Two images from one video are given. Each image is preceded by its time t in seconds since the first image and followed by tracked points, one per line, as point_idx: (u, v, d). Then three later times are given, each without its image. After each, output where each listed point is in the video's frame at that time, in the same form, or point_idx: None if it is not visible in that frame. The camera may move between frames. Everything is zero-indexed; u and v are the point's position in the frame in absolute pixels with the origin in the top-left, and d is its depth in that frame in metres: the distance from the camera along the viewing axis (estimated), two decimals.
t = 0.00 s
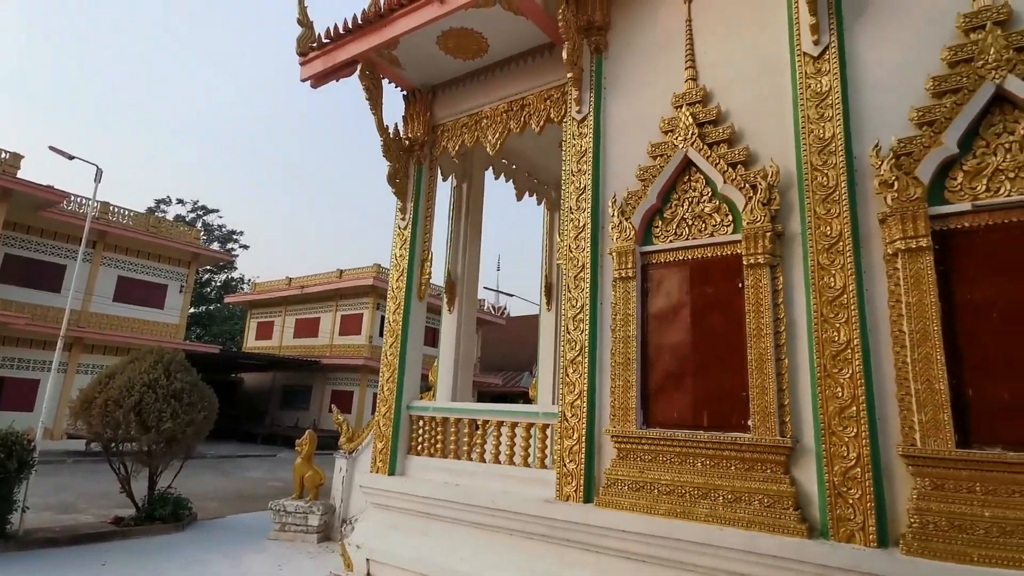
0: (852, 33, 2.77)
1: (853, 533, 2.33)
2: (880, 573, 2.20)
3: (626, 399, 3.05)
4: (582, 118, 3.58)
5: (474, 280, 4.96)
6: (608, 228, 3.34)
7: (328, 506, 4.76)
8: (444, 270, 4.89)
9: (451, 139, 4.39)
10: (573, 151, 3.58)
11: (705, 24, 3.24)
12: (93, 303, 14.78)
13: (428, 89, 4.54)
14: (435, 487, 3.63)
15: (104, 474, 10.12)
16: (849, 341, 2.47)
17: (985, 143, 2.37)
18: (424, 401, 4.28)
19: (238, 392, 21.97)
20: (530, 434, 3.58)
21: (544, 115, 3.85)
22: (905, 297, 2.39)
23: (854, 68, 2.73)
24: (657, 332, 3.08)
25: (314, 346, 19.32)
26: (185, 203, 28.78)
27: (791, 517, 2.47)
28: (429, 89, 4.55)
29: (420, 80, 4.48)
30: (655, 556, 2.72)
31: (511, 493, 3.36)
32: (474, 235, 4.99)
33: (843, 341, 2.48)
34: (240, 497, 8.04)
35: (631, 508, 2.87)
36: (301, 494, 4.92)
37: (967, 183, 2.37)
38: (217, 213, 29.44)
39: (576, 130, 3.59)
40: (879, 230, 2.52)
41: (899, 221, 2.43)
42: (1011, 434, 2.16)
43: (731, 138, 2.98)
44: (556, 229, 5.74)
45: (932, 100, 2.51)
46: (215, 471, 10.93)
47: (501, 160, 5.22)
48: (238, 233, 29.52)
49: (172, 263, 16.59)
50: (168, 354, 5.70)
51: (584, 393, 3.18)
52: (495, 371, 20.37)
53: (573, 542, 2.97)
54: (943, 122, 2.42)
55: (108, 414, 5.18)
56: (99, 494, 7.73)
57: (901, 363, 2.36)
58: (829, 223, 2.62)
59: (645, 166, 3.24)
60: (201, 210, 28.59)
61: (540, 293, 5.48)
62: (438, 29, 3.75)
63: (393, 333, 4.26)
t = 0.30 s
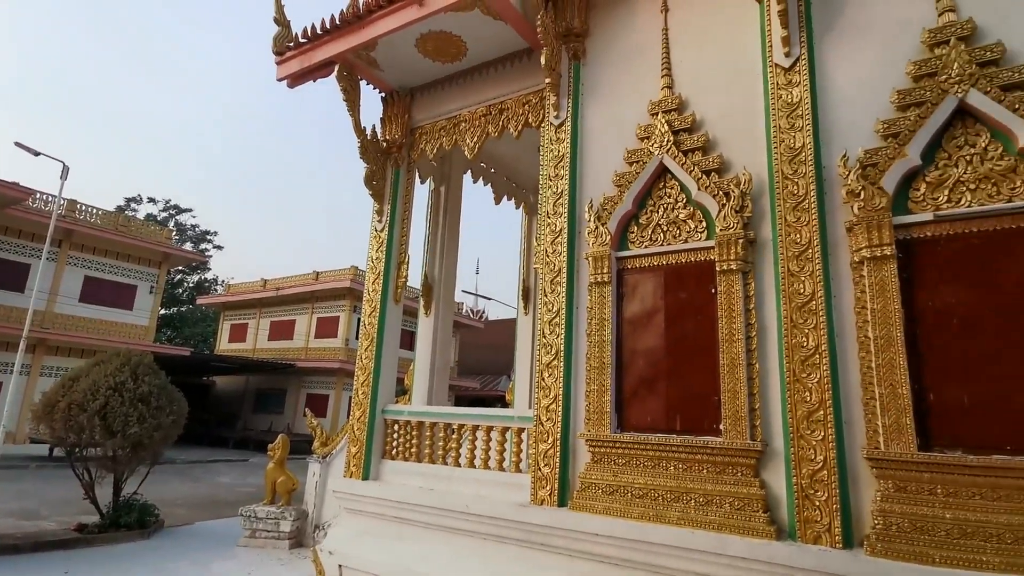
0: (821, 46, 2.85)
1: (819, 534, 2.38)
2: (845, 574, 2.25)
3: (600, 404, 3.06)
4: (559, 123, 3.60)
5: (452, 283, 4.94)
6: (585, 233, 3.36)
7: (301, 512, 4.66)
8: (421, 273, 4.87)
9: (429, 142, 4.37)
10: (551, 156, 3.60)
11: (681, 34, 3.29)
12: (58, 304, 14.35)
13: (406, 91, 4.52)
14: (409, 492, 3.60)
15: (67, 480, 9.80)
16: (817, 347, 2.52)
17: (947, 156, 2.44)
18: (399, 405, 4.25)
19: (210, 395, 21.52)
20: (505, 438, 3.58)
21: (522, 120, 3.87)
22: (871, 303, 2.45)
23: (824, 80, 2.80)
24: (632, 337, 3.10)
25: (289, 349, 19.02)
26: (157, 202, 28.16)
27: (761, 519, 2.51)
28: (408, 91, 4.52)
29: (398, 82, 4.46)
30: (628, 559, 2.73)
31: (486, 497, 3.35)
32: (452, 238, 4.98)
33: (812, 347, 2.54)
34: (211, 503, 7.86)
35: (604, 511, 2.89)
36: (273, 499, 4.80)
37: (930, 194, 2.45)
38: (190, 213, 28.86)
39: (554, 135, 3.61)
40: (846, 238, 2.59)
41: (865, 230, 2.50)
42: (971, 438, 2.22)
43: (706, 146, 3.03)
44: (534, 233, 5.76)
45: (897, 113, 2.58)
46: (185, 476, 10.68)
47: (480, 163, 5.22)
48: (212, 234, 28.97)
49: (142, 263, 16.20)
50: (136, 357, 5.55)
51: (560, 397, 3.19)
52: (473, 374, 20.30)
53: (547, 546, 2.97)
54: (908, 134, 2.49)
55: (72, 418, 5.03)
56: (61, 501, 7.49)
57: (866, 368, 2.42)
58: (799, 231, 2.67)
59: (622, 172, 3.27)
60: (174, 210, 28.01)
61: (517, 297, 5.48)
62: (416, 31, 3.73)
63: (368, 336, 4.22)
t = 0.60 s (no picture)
0: (791, 58, 2.92)
1: (787, 534, 2.43)
2: (813, 572, 2.30)
3: (576, 407, 3.09)
4: (536, 128, 3.62)
5: (429, 286, 4.93)
6: (562, 237, 3.39)
7: (274, 517, 4.43)
8: (398, 277, 4.85)
9: (407, 144, 4.36)
10: (528, 161, 3.62)
11: (656, 43, 3.35)
12: (21, 305, 13.91)
13: (384, 94, 4.51)
14: (384, 497, 3.57)
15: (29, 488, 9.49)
16: (786, 350, 2.58)
17: (909, 166, 2.53)
18: (375, 409, 4.22)
19: (182, 399, 21.05)
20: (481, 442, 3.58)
21: (500, 124, 3.88)
22: (837, 308, 2.53)
23: (793, 90, 2.87)
24: (607, 341, 3.13)
25: (264, 352, 18.71)
26: (127, 201, 27.48)
27: (731, 520, 2.56)
28: (386, 93, 4.51)
29: (376, 84, 4.44)
30: (602, 561, 2.75)
31: (462, 501, 3.34)
32: (429, 241, 4.97)
33: (781, 350, 2.60)
34: (180, 510, 7.69)
35: (579, 514, 2.91)
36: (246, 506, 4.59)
37: (893, 203, 2.53)
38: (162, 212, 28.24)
39: (531, 140, 3.63)
40: (814, 245, 2.66)
41: (832, 237, 2.58)
42: (931, 438, 2.29)
43: (680, 153, 3.08)
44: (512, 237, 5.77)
45: (862, 124, 2.66)
46: (154, 483, 10.42)
47: (458, 167, 5.23)
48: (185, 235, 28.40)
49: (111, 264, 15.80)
50: (103, 360, 5.41)
51: (535, 401, 3.21)
52: (451, 378, 20.20)
53: (522, 549, 2.98)
54: (872, 145, 2.57)
55: (35, 423, 4.88)
56: (23, 509, 7.25)
57: (833, 371, 2.49)
58: (769, 237, 2.74)
59: (598, 177, 3.30)
60: (145, 209, 27.38)
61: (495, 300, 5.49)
62: (394, 34, 3.73)
63: (344, 340, 4.19)
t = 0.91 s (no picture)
0: (761, 68, 2.99)
1: (754, 534, 2.49)
2: (779, 571, 2.35)
3: (550, 410, 3.11)
4: (513, 133, 3.64)
5: (405, 289, 4.91)
6: (537, 241, 3.41)
7: (245, 523, 4.13)
8: (373, 280, 4.82)
9: (384, 147, 4.34)
10: (504, 165, 3.63)
11: (631, 51, 3.40)
12: None
13: (361, 95, 4.48)
14: (357, 501, 3.54)
15: None
16: (755, 354, 2.64)
17: (872, 176, 2.61)
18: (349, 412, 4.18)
19: (150, 403, 20.54)
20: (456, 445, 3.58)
21: (476, 128, 3.90)
22: (803, 313, 2.59)
23: (762, 100, 2.95)
24: (581, 345, 3.16)
25: (236, 355, 18.37)
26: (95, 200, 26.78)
27: (701, 521, 2.60)
28: (362, 95, 4.49)
29: (353, 86, 4.41)
30: (575, 563, 2.77)
31: (435, 505, 3.33)
32: (405, 244, 4.95)
33: (750, 354, 2.66)
34: (147, 517, 7.50)
35: (552, 517, 2.93)
36: (214, 513, 4.33)
37: (857, 212, 2.61)
38: (132, 212, 27.59)
39: (508, 144, 3.64)
40: (783, 251, 2.72)
41: (798, 244, 2.65)
42: (891, 440, 2.37)
43: (653, 160, 3.13)
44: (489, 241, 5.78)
45: (828, 134, 2.74)
46: (120, 490, 10.14)
47: (435, 170, 5.22)
48: (155, 235, 27.74)
49: (77, 264, 15.38)
50: (67, 363, 5.26)
51: (510, 404, 3.22)
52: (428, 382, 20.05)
53: (494, 552, 2.98)
54: (837, 155, 2.65)
55: None
56: None
57: (799, 375, 2.56)
58: (739, 244, 2.80)
59: (573, 182, 3.33)
60: (114, 208, 26.74)
61: (472, 304, 5.48)
62: (371, 36, 3.71)
63: (317, 343, 4.14)
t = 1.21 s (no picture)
0: (731, 77, 3.05)
1: (722, 534, 2.53)
2: (745, 570, 2.40)
3: (522, 412, 3.12)
4: (488, 136, 3.65)
5: (380, 291, 4.87)
6: (512, 244, 3.42)
7: (212, 528, 4.01)
8: (347, 281, 4.77)
9: (359, 147, 4.31)
10: (480, 168, 3.63)
11: (606, 57, 3.44)
12: None
13: (336, 95, 4.44)
14: (328, 505, 3.51)
15: None
16: (723, 357, 2.69)
17: (836, 184, 2.68)
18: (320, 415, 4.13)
19: (117, 406, 19.99)
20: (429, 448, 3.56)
21: (452, 130, 3.89)
22: (770, 318, 2.65)
23: (732, 109, 3.01)
24: (554, 347, 3.18)
25: (208, 357, 18.00)
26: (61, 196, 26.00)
27: (670, 522, 2.63)
28: (337, 95, 4.45)
29: (328, 85, 4.37)
30: (546, 565, 2.78)
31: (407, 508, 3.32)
32: (380, 245, 4.92)
33: (719, 358, 2.70)
34: (111, 523, 7.30)
35: (523, 519, 2.93)
36: (180, 519, 4.21)
37: (822, 219, 2.67)
38: (100, 209, 26.85)
39: (483, 147, 3.65)
40: (751, 256, 2.78)
41: (766, 249, 2.70)
42: (853, 441, 2.43)
43: (626, 165, 3.17)
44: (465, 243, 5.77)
45: (795, 143, 2.80)
46: (82, 495, 9.83)
47: (411, 171, 5.20)
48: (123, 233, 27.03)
49: (41, 262, 14.90)
50: (27, 364, 5.09)
51: (483, 407, 3.22)
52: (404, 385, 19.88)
53: (466, 554, 2.97)
54: (803, 163, 2.71)
55: None
56: None
57: (766, 378, 2.61)
58: (709, 248, 2.85)
59: (548, 186, 3.35)
60: (81, 204, 26.00)
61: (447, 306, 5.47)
62: (346, 36, 3.69)
63: (289, 344, 4.09)
